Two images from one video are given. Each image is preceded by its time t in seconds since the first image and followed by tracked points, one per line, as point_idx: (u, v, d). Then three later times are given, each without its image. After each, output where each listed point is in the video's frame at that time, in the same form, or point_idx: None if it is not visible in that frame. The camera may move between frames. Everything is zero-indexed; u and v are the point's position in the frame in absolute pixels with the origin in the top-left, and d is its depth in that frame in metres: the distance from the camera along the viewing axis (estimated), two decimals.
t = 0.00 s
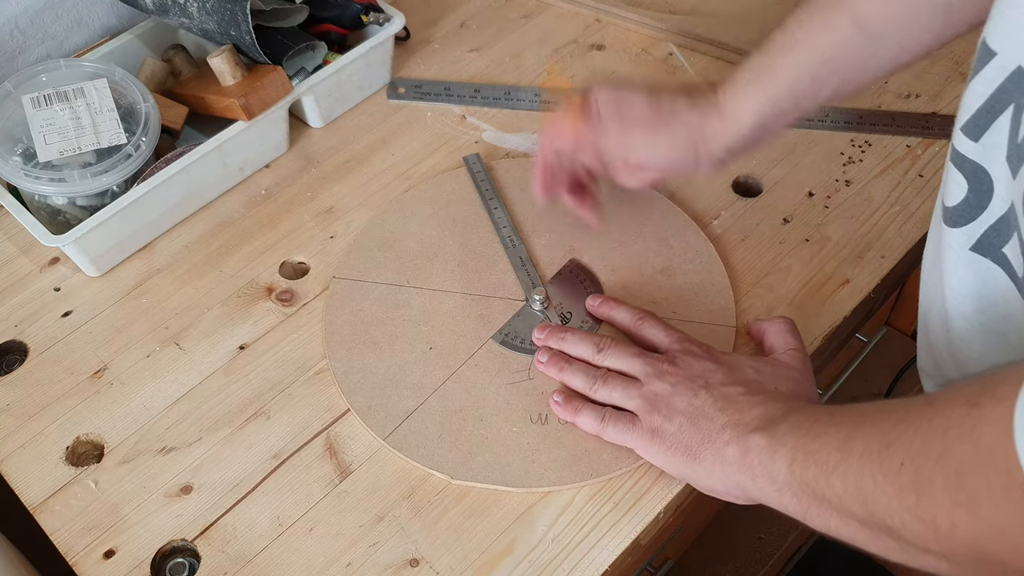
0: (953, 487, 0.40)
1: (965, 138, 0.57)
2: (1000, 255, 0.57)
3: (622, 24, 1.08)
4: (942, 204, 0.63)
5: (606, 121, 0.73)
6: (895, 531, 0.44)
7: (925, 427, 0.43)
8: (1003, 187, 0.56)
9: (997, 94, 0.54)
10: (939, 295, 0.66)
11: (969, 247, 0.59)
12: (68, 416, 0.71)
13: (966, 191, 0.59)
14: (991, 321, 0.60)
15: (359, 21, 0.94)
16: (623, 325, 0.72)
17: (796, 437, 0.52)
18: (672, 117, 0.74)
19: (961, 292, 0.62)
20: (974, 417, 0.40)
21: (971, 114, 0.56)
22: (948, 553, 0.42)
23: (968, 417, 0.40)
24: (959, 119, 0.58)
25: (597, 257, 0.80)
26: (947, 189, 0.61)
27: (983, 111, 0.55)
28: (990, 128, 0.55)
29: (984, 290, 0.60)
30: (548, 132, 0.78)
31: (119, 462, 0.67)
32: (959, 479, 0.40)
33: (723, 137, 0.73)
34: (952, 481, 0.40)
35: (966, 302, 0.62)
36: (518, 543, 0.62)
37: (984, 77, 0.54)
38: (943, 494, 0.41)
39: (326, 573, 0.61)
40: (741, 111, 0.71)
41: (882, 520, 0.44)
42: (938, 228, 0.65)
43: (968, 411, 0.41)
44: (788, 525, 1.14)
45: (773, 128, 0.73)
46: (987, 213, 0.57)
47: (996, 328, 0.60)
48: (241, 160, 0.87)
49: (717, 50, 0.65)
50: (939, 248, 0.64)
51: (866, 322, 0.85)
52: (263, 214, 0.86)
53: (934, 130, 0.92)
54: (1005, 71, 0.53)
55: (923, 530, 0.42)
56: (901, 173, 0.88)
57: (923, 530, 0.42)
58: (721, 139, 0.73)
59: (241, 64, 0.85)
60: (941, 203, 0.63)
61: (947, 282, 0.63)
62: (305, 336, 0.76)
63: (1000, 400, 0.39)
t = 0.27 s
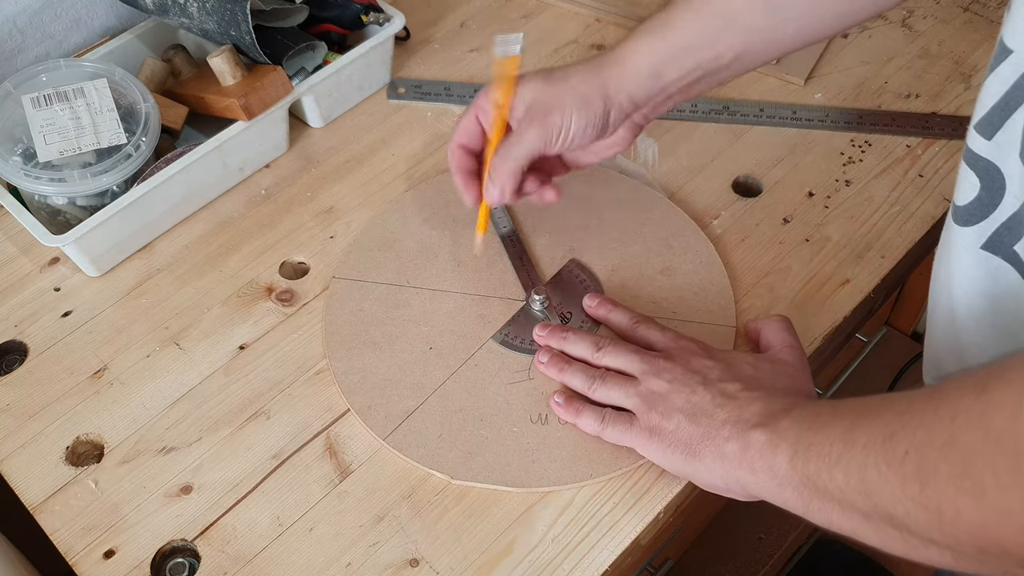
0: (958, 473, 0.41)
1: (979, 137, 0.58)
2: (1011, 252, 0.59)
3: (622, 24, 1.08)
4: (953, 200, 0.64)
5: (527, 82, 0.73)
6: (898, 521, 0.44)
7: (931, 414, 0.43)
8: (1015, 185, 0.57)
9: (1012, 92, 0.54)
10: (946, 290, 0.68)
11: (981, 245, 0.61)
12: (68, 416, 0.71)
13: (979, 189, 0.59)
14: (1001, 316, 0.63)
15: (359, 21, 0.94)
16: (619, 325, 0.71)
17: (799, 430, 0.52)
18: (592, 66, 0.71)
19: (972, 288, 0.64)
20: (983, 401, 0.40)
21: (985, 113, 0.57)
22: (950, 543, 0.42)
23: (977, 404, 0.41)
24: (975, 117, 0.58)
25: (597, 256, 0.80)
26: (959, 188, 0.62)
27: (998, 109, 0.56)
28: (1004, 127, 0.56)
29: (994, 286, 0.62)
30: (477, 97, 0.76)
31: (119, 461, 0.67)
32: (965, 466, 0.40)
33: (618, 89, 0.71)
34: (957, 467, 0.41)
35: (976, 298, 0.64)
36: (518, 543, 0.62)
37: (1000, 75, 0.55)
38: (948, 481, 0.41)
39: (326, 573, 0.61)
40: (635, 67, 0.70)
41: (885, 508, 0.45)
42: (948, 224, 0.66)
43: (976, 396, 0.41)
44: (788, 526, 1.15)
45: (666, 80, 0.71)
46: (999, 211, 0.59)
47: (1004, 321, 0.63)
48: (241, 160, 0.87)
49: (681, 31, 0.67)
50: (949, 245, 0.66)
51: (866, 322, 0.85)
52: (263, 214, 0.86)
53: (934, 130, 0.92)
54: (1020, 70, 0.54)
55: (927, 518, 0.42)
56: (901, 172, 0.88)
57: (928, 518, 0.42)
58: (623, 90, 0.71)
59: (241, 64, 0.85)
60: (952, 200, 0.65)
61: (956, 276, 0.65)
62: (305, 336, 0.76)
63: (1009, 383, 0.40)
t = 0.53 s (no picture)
0: (955, 463, 0.41)
1: (978, 135, 0.58)
2: (1011, 250, 0.59)
3: (622, 24, 1.08)
4: (952, 199, 0.64)
5: (523, 114, 0.76)
6: (894, 513, 0.45)
7: (931, 404, 0.44)
8: (1016, 183, 0.57)
9: (1012, 90, 0.55)
10: (945, 290, 0.68)
11: (981, 243, 0.61)
12: (68, 416, 0.71)
13: (978, 187, 0.59)
14: (1003, 314, 0.63)
15: (359, 21, 0.94)
16: (613, 329, 0.70)
17: (799, 424, 0.52)
18: (584, 91, 0.76)
19: (972, 287, 0.64)
20: (983, 392, 0.41)
21: (985, 111, 0.57)
22: (946, 535, 0.42)
23: (976, 393, 0.42)
24: (974, 116, 0.58)
25: (597, 256, 0.80)
26: (957, 187, 0.62)
27: (998, 107, 0.56)
28: (1005, 125, 0.56)
29: (995, 284, 0.62)
30: (476, 139, 0.80)
31: (119, 461, 0.67)
32: (962, 455, 0.41)
33: (618, 107, 0.75)
34: (955, 458, 0.41)
35: (977, 296, 0.64)
36: (518, 543, 0.62)
37: (1000, 73, 0.55)
38: (944, 471, 0.42)
39: (326, 573, 0.61)
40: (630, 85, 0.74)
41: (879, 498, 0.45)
42: (946, 223, 0.66)
43: (976, 387, 0.42)
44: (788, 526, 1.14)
45: (663, 97, 0.75)
46: (998, 210, 0.59)
47: (1005, 319, 0.63)
48: (241, 160, 0.87)
49: (678, 43, 0.72)
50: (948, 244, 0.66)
51: (866, 322, 0.85)
52: (263, 214, 0.86)
53: (934, 130, 0.92)
54: (1021, 68, 0.54)
55: (922, 508, 0.43)
56: (901, 172, 0.88)
57: (923, 508, 0.43)
58: (622, 108, 0.75)
59: (241, 64, 0.84)
60: (950, 200, 0.65)
61: (955, 274, 0.65)
62: (305, 336, 0.76)
63: (1009, 373, 0.41)
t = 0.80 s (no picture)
0: (966, 449, 0.42)
1: (975, 132, 0.58)
2: (1008, 246, 0.59)
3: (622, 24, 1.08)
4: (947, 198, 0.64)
5: (525, 126, 0.76)
6: (901, 498, 0.45)
7: (937, 387, 0.45)
8: (1013, 178, 0.57)
9: (1009, 86, 0.55)
10: (942, 288, 0.68)
11: (977, 240, 0.61)
12: (68, 416, 0.71)
13: (975, 183, 0.60)
14: (999, 312, 0.63)
15: (359, 21, 0.94)
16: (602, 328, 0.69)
17: (802, 404, 0.51)
18: (585, 100, 0.75)
19: (970, 283, 0.64)
20: (992, 378, 0.43)
21: (982, 106, 0.57)
22: (955, 520, 0.43)
23: (985, 378, 0.43)
24: (970, 112, 0.59)
25: (597, 256, 0.80)
26: (954, 184, 0.62)
27: (995, 103, 0.56)
28: (1002, 121, 0.56)
29: (991, 282, 0.62)
30: (478, 150, 0.80)
31: (119, 461, 0.67)
32: (972, 442, 0.42)
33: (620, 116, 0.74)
34: (965, 444, 0.42)
35: (974, 294, 0.64)
36: (518, 543, 0.62)
37: (997, 69, 0.56)
38: (955, 457, 0.42)
39: (326, 573, 0.61)
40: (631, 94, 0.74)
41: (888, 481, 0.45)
42: (942, 221, 0.66)
43: (985, 373, 0.43)
44: (787, 526, 1.13)
45: (665, 103, 0.75)
46: (995, 206, 0.59)
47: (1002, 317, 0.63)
48: (241, 160, 0.87)
49: (678, 50, 0.72)
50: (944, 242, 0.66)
51: (866, 322, 0.85)
52: (263, 214, 0.86)
53: (934, 130, 0.92)
54: (1017, 63, 0.54)
55: (932, 493, 0.43)
56: (901, 172, 0.88)
57: (932, 493, 0.43)
58: (623, 116, 0.74)
59: (241, 64, 0.84)
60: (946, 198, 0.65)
61: (951, 270, 0.65)
62: (305, 336, 0.76)
63: (1018, 359, 0.42)
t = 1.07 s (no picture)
0: (975, 430, 0.42)
1: (976, 130, 0.58)
2: (1009, 244, 0.59)
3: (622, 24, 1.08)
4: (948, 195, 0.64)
5: (505, 99, 0.74)
6: (906, 478, 0.45)
7: (945, 368, 0.44)
8: (1014, 176, 0.57)
9: (1010, 83, 0.55)
10: (941, 285, 0.68)
11: (978, 238, 0.61)
12: (68, 416, 0.71)
13: (976, 181, 0.59)
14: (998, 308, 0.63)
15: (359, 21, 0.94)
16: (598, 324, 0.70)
17: (801, 383, 0.52)
18: (564, 73, 0.74)
19: (970, 280, 0.64)
20: (1001, 357, 0.42)
21: (983, 104, 0.57)
22: (960, 499, 0.43)
23: (993, 356, 0.42)
24: (971, 110, 0.59)
25: (597, 256, 0.80)
26: (955, 182, 0.62)
27: (996, 100, 0.56)
28: (1003, 118, 0.56)
29: (992, 278, 0.63)
30: (458, 122, 0.79)
31: (119, 461, 0.67)
32: (982, 422, 0.41)
33: (599, 91, 0.73)
34: (974, 424, 0.42)
35: (975, 290, 0.64)
36: (518, 543, 0.62)
37: (998, 66, 0.56)
38: (964, 437, 0.42)
39: (326, 573, 0.61)
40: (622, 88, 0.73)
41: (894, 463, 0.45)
42: (943, 218, 0.66)
43: (994, 351, 0.43)
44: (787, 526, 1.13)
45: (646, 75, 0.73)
46: (996, 205, 0.59)
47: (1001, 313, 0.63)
48: (241, 160, 0.87)
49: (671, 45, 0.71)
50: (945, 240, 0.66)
51: (866, 322, 0.85)
52: (263, 214, 0.86)
53: (934, 130, 0.92)
54: (1018, 60, 0.54)
55: (938, 474, 0.43)
56: (901, 172, 0.88)
57: (938, 474, 0.43)
58: (603, 91, 0.73)
59: (241, 64, 0.84)
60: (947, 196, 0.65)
61: (951, 267, 0.66)
62: (305, 336, 0.76)
63: None
